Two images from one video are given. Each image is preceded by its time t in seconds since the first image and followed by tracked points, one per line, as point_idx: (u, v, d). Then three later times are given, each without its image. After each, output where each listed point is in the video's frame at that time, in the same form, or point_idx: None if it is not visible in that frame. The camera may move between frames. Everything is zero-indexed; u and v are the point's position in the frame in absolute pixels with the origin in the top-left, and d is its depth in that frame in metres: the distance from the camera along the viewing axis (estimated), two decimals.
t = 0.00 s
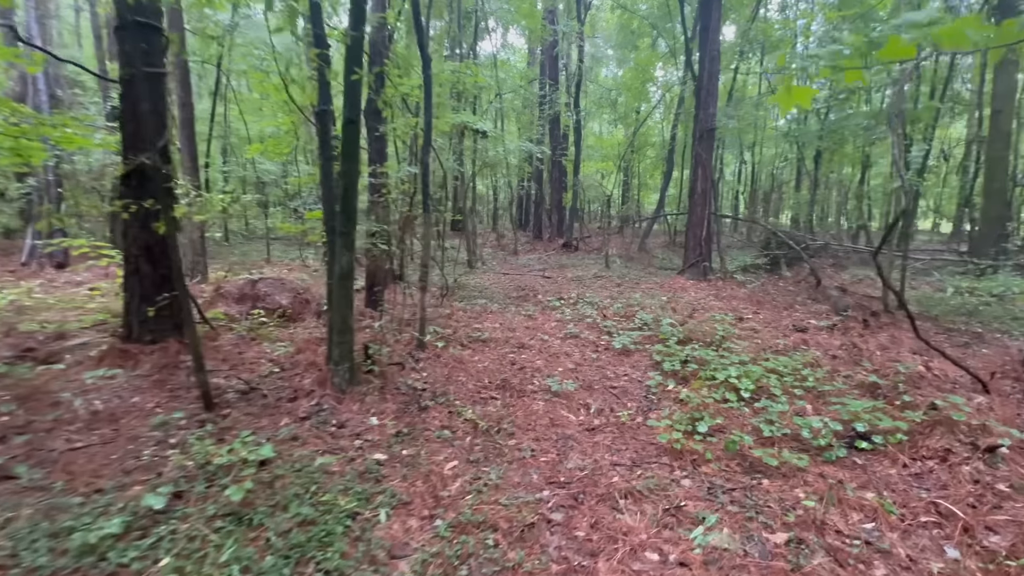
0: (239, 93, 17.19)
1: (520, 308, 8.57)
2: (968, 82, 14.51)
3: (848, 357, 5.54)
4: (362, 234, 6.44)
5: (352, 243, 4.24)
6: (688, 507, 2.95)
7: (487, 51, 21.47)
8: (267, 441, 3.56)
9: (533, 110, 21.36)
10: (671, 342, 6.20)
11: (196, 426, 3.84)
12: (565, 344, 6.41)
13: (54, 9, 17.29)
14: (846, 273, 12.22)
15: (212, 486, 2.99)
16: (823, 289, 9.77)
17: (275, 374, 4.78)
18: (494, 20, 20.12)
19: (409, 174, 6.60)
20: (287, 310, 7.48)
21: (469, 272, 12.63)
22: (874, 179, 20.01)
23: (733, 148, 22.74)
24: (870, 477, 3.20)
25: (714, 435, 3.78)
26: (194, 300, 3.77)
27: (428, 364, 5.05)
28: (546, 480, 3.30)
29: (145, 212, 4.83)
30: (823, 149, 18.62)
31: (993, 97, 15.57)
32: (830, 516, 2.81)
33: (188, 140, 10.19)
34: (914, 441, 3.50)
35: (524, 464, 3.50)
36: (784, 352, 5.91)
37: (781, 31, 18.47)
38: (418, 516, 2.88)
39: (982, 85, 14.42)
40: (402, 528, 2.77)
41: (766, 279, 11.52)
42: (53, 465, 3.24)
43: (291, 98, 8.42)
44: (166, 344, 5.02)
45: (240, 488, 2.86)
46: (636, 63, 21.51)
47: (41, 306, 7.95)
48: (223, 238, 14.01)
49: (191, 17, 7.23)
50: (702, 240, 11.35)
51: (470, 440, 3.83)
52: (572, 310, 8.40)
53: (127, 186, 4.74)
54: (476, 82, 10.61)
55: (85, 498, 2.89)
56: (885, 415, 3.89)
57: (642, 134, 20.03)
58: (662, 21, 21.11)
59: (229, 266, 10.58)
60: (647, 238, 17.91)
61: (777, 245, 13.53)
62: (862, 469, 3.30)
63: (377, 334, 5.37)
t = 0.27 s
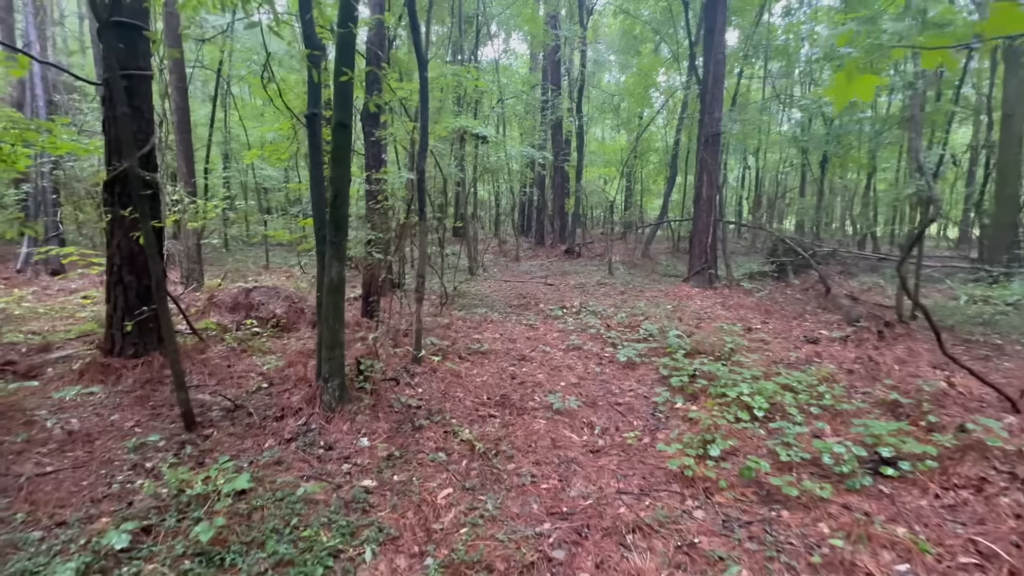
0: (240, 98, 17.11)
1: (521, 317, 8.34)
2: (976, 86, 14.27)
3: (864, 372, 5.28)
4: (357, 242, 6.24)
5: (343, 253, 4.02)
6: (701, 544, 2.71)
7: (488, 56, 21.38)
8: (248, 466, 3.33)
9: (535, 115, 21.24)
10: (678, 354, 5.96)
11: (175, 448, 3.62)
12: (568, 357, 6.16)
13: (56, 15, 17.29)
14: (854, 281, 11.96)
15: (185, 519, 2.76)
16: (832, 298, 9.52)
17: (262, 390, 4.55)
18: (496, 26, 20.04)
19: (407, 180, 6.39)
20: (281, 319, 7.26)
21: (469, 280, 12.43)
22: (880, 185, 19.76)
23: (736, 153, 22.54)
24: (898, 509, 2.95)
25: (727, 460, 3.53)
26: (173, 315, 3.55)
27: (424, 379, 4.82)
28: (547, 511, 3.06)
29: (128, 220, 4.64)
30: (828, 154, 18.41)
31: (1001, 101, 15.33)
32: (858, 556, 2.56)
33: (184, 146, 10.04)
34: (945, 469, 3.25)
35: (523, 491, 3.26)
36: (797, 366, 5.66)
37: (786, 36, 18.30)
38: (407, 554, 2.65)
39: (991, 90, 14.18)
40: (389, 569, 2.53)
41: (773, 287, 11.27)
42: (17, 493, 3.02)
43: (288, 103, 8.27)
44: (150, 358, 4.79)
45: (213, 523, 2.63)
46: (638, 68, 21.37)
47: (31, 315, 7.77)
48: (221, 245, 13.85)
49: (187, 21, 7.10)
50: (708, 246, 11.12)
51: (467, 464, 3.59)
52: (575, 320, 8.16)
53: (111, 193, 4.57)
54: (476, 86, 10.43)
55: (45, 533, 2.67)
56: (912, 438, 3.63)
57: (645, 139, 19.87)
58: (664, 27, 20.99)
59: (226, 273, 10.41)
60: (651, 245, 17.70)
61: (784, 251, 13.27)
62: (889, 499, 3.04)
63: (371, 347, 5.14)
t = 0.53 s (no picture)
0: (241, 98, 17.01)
1: (523, 319, 8.17)
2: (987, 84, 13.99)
3: (879, 379, 5.09)
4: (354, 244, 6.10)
5: (337, 256, 3.86)
6: (714, 569, 2.53)
7: (491, 55, 21.20)
8: (237, 480, 3.18)
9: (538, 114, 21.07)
10: (685, 359, 5.77)
11: (161, 460, 3.46)
12: (571, 362, 5.98)
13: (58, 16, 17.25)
14: (863, 282, 11.73)
15: (166, 540, 2.61)
16: (842, 299, 9.31)
17: (255, 397, 4.40)
18: (499, 24, 19.89)
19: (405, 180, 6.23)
20: (278, 322, 7.10)
21: (471, 280, 12.26)
22: (888, 184, 19.48)
23: (742, 152, 22.30)
24: (924, 530, 2.77)
25: (739, 474, 3.36)
26: (159, 322, 3.39)
27: (422, 386, 4.65)
28: (550, 530, 2.89)
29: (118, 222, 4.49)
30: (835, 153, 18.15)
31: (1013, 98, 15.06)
32: None
33: (182, 146, 9.92)
34: (972, 486, 3.06)
35: (524, 509, 3.09)
36: (808, 372, 5.47)
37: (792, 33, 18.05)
38: None
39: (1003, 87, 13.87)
40: None
41: (780, 288, 11.06)
42: None
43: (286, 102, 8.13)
44: (140, 364, 4.65)
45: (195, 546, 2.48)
46: (642, 66, 21.15)
47: (26, 317, 7.66)
48: (221, 245, 13.74)
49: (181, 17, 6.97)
50: (714, 247, 10.91)
51: (465, 477, 3.42)
52: (579, 323, 7.98)
53: (98, 193, 4.41)
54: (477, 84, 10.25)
55: (18, 555, 2.52)
56: (934, 452, 3.44)
57: (649, 138, 19.65)
58: (668, 25, 20.76)
59: (225, 275, 10.28)
60: (655, 245, 17.50)
61: (791, 252, 13.05)
62: (914, 519, 2.86)
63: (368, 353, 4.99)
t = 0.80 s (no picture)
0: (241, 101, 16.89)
1: (524, 324, 7.95)
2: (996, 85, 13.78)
3: (897, 388, 4.84)
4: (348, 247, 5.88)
5: (325, 258, 3.64)
6: None
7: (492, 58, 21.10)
8: (213, 499, 2.96)
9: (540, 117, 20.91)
10: (692, 367, 5.53)
11: (135, 476, 3.24)
12: (573, 369, 5.75)
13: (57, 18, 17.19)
14: (872, 286, 11.47)
15: (128, 569, 2.38)
16: (851, 304, 9.07)
17: (240, 408, 4.18)
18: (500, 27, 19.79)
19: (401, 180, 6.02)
20: (271, 327, 6.88)
21: (471, 284, 12.03)
22: (894, 187, 19.24)
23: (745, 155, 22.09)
24: (960, 558, 2.53)
25: (754, 493, 3.11)
26: (132, 329, 3.18)
27: (416, 395, 4.43)
28: (550, 557, 2.65)
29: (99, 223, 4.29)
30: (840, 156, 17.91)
31: (1021, 100, 14.82)
32: None
33: (176, 147, 9.74)
34: (1010, 508, 2.81)
35: (522, 532, 2.85)
36: (822, 381, 5.22)
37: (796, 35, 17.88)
38: None
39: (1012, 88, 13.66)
40: None
41: (787, 292, 10.81)
42: None
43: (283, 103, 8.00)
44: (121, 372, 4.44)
45: None
46: (644, 69, 21.00)
47: (14, 321, 7.46)
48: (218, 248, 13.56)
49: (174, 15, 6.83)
50: (719, 250, 10.68)
51: (460, 495, 3.19)
52: (581, 328, 7.76)
53: (78, 192, 4.21)
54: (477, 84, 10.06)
55: None
56: (965, 469, 3.19)
57: (651, 141, 19.49)
58: (671, 27, 20.62)
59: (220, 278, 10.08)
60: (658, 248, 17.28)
61: (797, 255, 12.81)
62: (949, 546, 2.61)
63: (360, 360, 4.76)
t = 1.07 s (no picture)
0: (245, 107, 16.80)
1: (530, 336, 7.65)
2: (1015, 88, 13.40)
3: (932, 410, 4.49)
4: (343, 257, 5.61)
5: (314, 270, 3.35)
6: None
7: (498, 64, 20.98)
8: (183, 539, 2.66)
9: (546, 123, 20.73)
10: (707, 384, 5.20)
11: (100, 510, 2.95)
12: (581, 386, 5.42)
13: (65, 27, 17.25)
14: (890, 296, 11.09)
15: None
16: (871, 315, 8.70)
17: (223, 431, 3.88)
18: (506, 33, 19.68)
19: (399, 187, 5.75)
20: (265, 339, 6.61)
21: (476, 293, 11.76)
22: (908, 193, 18.80)
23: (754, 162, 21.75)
24: None
25: (787, 536, 2.77)
26: (100, 347, 2.91)
27: (413, 417, 4.12)
28: None
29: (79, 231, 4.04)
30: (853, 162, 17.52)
31: None
32: None
33: (175, 154, 9.56)
34: None
35: None
36: (849, 400, 4.88)
37: (805, 40, 17.61)
38: None
39: None
40: None
41: (802, 302, 10.45)
42: None
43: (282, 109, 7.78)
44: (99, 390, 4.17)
45: None
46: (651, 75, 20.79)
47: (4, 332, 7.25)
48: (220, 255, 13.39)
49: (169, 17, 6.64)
50: (731, 259, 10.33)
51: (457, 535, 2.88)
52: (588, 341, 7.44)
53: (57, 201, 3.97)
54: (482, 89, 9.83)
55: None
56: None
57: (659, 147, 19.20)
58: (678, 32, 20.41)
59: (219, 287, 9.86)
60: (666, 256, 16.96)
61: (811, 264, 12.44)
62: None
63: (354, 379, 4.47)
